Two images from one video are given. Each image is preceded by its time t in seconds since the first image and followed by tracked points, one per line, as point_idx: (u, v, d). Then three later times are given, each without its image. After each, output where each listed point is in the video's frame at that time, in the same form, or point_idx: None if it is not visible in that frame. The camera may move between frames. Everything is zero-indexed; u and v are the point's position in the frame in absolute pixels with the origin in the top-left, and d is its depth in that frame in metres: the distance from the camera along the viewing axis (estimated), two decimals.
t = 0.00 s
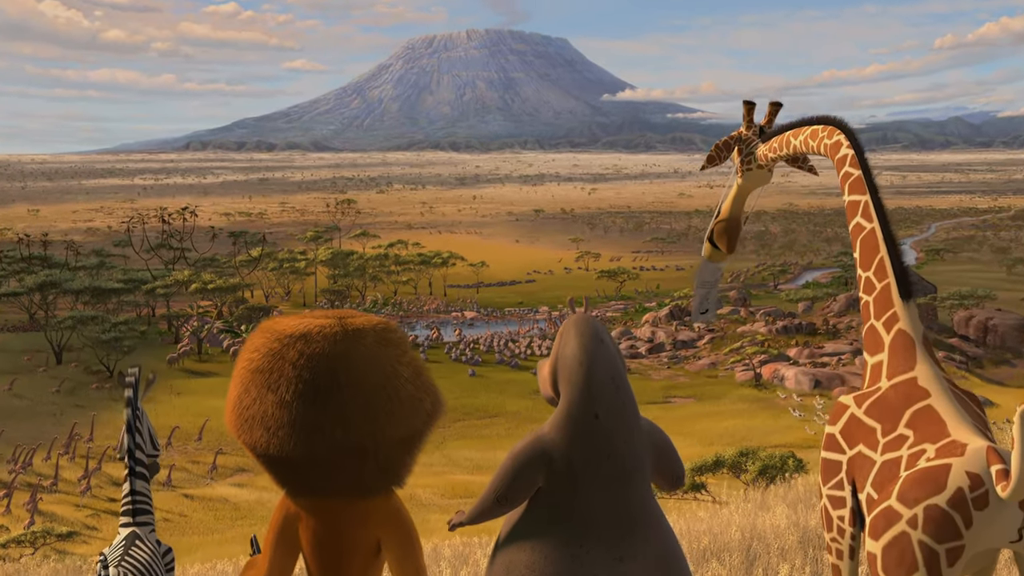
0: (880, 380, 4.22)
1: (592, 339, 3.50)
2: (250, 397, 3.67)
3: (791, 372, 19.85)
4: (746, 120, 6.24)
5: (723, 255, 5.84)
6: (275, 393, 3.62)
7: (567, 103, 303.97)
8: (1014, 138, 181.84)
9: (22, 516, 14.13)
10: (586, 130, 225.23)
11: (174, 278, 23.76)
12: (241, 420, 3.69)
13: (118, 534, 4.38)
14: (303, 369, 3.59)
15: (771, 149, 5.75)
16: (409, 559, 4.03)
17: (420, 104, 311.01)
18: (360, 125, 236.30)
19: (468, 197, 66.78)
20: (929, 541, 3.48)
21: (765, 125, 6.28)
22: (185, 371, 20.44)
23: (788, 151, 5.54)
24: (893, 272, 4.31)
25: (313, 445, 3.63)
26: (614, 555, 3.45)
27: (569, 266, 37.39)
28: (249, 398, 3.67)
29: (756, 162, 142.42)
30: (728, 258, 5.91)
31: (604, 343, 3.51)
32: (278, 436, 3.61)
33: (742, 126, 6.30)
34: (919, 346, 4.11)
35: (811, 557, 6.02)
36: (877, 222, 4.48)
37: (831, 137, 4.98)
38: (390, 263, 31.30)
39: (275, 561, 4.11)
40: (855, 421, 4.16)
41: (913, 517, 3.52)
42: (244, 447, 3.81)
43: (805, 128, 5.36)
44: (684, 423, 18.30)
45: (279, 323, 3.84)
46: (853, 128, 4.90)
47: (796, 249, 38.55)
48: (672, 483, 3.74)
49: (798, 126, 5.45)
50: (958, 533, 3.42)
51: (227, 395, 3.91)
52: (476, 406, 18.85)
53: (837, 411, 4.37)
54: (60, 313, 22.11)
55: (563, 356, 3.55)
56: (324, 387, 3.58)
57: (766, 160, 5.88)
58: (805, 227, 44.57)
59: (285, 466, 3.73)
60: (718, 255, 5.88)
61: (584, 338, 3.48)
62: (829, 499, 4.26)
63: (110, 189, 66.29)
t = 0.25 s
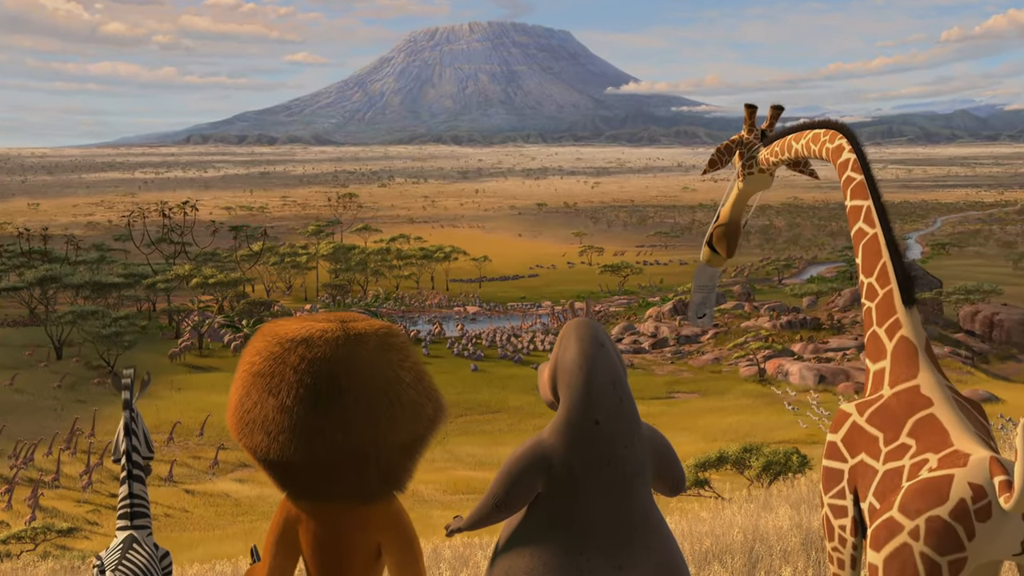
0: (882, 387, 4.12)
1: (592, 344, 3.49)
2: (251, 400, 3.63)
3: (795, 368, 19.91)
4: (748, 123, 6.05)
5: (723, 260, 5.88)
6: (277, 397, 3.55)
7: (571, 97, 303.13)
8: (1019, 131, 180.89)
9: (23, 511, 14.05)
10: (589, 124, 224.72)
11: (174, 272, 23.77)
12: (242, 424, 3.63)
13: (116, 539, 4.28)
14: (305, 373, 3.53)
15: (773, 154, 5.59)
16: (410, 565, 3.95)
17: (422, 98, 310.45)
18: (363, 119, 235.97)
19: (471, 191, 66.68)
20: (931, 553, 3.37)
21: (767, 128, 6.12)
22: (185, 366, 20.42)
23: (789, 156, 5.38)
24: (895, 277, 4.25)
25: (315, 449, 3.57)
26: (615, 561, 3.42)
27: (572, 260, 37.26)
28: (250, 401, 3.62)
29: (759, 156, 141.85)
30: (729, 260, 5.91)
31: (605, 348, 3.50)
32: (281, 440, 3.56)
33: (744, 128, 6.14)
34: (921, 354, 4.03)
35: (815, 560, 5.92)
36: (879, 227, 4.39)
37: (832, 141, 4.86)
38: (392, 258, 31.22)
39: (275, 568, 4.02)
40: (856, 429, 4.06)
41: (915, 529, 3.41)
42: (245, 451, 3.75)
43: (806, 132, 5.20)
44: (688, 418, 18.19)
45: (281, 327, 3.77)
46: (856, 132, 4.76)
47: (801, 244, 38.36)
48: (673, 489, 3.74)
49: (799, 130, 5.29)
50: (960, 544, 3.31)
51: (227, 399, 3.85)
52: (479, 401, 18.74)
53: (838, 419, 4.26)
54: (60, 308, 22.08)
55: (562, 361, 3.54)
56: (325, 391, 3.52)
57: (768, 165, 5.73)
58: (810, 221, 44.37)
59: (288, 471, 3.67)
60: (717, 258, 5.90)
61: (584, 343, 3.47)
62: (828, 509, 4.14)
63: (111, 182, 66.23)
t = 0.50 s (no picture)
0: (885, 395, 4.10)
1: (592, 348, 3.45)
2: (252, 404, 3.53)
3: (799, 363, 19.83)
4: (749, 127, 5.99)
5: (723, 263, 5.66)
6: (279, 401, 3.45)
7: (574, 90, 302.19)
8: None
9: (23, 508, 13.95)
10: (592, 118, 224.13)
11: (175, 267, 23.83)
12: (242, 428, 3.54)
13: (113, 542, 4.19)
14: (307, 378, 3.44)
15: (774, 159, 5.55)
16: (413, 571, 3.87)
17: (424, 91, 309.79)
18: (365, 113, 235.54)
19: (473, 185, 66.47)
20: (932, 565, 3.36)
21: (769, 133, 6.02)
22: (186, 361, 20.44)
23: (791, 159, 5.35)
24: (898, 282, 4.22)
25: (315, 455, 3.48)
26: (615, 567, 3.38)
27: (575, 255, 37.11)
28: (251, 406, 3.52)
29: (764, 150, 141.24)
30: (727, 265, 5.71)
31: (605, 352, 3.46)
32: (281, 445, 3.47)
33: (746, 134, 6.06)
34: (924, 360, 4.00)
35: (817, 563, 5.86)
36: (881, 232, 4.38)
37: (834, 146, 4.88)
38: (393, 252, 31.11)
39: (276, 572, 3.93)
40: (858, 437, 4.06)
41: (917, 541, 3.41)
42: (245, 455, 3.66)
43: (807, 136, 5.20)
44: (691, 414, 18.07)
45: (282, 330, 3.68)
46: (857, 136, 4.81)
47: (805, 238, 38.15)
48: (672, 494, 3.69)
49: (800, 135, 5.29)
50: (962, 556, 3.30)
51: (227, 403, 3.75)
52: (482, 397, 18.65)
53: (841, 427, 4.26)
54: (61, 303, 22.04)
55: (562, 366, 3.49)
56: (329, 395, 3.42)
57: (770, 170, 5.67)
58: (814, 215, 44.13)
59: (288, 475, 3.58)
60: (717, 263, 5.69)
61: (584, 346, 3.43)
62: (831, 518, 4.15)
63: (111, 176, 66.14)
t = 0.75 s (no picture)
0: (887, 403, 4.32)
1: (592, 354, 3.51)
2: (252, 407, 3.45)
3: (803, 359, 19.76)
4: (750, 131, 6.12)
5: (725, 268, 5.91)
6: (279, 406, 3.38)
7: (577, 84, 301.12)
8: None
9: (25, 503, 13.88)
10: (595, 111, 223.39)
11: (176, 262, 23.80)
12: (242, 431, 3.46)
13: (110, 545, 4.11)
14: (308, 381, 3.36)
15: (775, 162, 5.70)
16: None
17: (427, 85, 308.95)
18: (367, 106, 234.89)
19: (475, 179, 66.23)
20: None
21: (770, 136, 6.15)
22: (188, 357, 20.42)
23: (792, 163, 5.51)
24: (901, 289, 4.46)
25: (315, 459, 3.39)
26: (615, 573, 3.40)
27: (578, 250, 36.95)
28: (251, 409, 3.44)
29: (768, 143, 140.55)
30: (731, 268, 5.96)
31: (604, 357, 3.53)
32: (281, 450, 3.39)
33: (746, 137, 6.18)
34: (926, 369, 4.23)
35: (820, 566, 5.83)
36: (884, 237, 4.61)
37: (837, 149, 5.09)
38: (395, 247, 31.00)
39: None
40: (860, 445, 4.27)
41: (919, 550, 3.59)
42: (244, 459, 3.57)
43: (810, 140, 5.38)
44: (695, 410, 17.99)
45: (281, 334, 3.61)
46: (859, 141, 5.04)
47: (810, 233, 37.95)
48: (673, 499, 3.73)
49: (803, 137, 5.45)
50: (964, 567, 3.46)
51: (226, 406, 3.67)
52: (485, 392, 18.60)
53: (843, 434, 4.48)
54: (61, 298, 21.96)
55: (562, 371, 3.55)
56: (330, 400, 3.35)
57: (771, 173, 5.81)
58: (819, 209, 43.90)
59: (288, 480, 3.49)
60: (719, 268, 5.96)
61: (584, 351, 3.50)
62: (833, 525, 4.35)
63: (111, 170, 65.97)
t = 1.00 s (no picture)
0: (888, 410, 4.16)
1: (592, 357, 3.42)
2: (251, 411, 3.37)
3: (807, 355, 19.69)
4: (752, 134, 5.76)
5: (726, 272, 5.46)
6: (278, 410, 3.29)
7: (579, 78, 300.48)
8: None
9: (27, 500, 13.75)
10: (597, 106, 222.92)
11: (177, 257, 23.73)
12: (240, 435, 3.38)
13: (108, 547, 4.04)
14: (306, 385, 3.27)
15: (778, 166, 5.41)
16: None
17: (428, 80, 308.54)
18: (369, 101, 234.51)
19: (478, 174, 66.15)
20: None
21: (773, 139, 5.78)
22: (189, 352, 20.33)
23: (795, 166, 5.25)
24: (903, 294, 4.28)
25: (314, 464, 3.30)
26: None
27: (581, 245, 36.88)
28: (250, 412, 3.36)
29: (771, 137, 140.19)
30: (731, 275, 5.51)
31: (605, 360, 3.43)
32: (281, 454, 3.31)
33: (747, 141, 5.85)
34: (929, 375, 4.06)
35: (824, 568, 5.75)
36: (886, 243, 4.45)
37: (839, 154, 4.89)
38: (397, 242, 30.97)
39: None
40: (861, 453, 4.14)
41: (921, 563, 3.49)
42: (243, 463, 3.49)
43: (812, 144, 5.13)
44: (698, 406, 17.90)
45: (280, 335, 3.52)
46: (861, 146, 4.84)
47: (813, 228, 37.79)
48: (674, 505, 3.64)
49: (805, 141, 5.20)
50: None
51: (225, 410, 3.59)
52: (487, 388, 18.51)
53: (843, 441, 4.35)
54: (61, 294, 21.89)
55: (562, 374, 3.46)
56: (330, 404, 3.26)
57: (774, 177, 5.48)
58: (823, 204, 43.77)
59: (287, 484, 3.41)
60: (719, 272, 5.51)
61: (583, 355, 3.40)
62: (833, 533, 4.24)
63: (112, 165, 65.95)
